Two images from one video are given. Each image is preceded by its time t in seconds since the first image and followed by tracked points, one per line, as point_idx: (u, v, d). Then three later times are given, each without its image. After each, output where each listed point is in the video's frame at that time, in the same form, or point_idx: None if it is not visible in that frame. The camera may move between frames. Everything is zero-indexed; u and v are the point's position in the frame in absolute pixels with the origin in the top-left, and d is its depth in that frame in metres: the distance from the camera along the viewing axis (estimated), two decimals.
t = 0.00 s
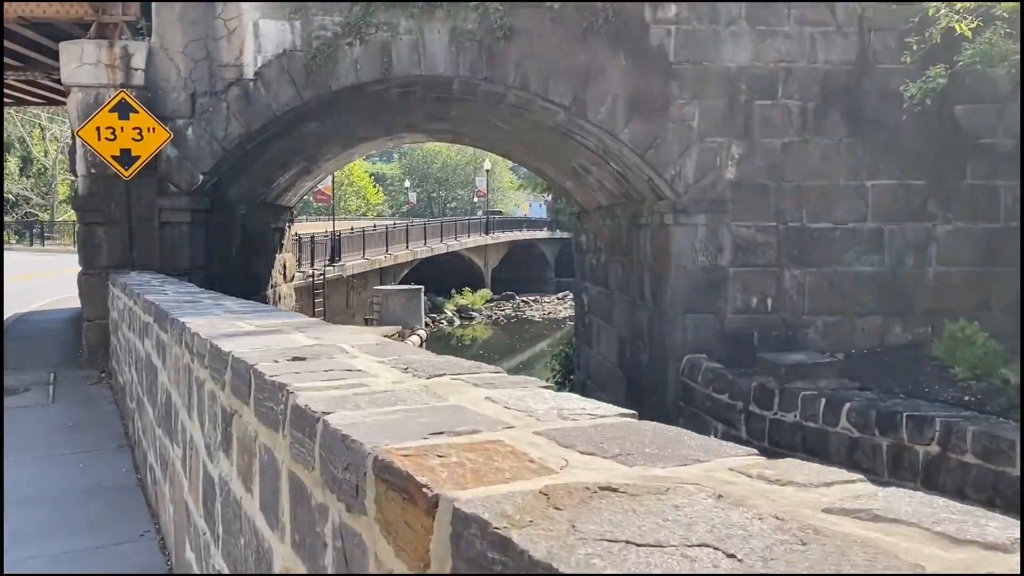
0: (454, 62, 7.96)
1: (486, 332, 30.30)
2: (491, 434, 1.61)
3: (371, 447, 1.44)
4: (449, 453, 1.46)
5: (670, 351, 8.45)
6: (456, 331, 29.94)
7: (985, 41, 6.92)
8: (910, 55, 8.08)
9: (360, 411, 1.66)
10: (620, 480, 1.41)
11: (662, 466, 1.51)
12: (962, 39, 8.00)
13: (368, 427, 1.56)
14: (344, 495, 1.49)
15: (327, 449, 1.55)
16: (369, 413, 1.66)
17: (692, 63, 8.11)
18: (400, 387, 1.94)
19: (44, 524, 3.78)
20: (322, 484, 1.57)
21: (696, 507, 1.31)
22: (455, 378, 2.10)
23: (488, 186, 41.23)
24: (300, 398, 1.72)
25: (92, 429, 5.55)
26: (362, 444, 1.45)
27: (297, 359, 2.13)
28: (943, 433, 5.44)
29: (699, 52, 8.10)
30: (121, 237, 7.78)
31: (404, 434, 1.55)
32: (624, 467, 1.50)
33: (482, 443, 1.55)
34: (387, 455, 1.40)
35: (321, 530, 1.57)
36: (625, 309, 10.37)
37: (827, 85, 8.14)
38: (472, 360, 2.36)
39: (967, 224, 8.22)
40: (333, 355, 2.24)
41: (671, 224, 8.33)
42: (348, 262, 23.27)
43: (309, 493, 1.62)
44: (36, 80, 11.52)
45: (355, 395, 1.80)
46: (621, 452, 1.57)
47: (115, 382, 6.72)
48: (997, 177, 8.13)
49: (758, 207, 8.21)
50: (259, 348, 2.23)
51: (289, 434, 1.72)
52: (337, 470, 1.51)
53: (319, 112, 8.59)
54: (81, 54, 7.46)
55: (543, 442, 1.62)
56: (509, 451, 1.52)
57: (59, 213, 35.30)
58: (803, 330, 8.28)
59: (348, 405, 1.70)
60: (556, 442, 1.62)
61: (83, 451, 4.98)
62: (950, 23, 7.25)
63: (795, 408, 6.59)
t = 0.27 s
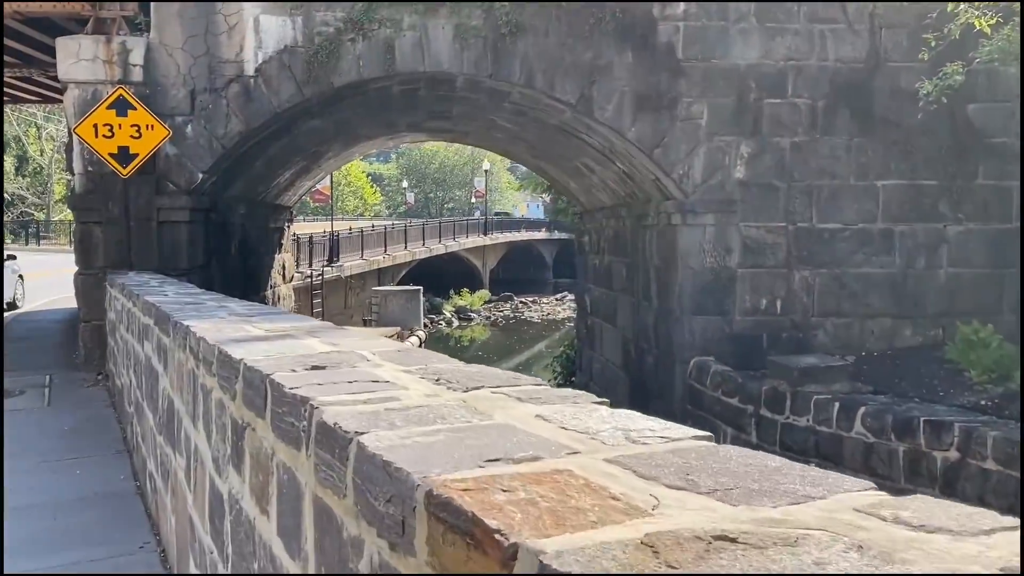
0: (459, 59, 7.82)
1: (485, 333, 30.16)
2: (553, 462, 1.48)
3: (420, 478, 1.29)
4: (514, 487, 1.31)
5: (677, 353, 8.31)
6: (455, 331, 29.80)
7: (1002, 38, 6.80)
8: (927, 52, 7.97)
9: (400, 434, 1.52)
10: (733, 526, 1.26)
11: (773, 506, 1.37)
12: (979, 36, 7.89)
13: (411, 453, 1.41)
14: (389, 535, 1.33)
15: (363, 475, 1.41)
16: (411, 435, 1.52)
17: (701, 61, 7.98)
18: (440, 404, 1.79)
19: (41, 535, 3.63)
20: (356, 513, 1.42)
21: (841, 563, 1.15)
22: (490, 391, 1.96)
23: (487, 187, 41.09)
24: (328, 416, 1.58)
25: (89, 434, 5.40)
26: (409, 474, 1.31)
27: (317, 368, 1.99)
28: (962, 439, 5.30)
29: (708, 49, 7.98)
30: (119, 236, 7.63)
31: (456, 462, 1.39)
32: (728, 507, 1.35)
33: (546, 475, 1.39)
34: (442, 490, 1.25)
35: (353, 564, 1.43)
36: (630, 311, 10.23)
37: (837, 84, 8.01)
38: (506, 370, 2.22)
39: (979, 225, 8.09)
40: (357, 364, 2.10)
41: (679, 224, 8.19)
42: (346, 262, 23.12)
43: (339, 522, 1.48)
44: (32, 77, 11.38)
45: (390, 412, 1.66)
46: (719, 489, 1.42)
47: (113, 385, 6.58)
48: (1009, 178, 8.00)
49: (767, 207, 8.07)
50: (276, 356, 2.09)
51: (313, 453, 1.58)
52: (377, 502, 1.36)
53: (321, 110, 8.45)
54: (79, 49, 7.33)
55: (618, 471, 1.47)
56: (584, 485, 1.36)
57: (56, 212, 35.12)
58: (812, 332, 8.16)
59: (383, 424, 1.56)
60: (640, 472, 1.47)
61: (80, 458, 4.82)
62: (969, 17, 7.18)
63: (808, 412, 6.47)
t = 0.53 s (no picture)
0: (463, 55, 7.69)
1: (482, 333, 30.03)
2: (651, 488, 1.24)
3: (493, 508, 1.09)
4: (613, 523, 1.08)
5: (683, 354, 8.18)
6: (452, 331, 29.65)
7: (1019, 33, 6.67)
8: (945, 47, 7.76)
9: (451, 449, 1.34)
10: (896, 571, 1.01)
11: (937, 548, 1.11)
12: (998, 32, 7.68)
13: (473, 475, 1.23)
14: (453, 575, 1.14)
15: (413, 501, 1.23)
16: (466, 452, 1.33)
17: (709, 57, 7.85)
18: (484, 413, 1.62)
19: (35, 543, 3.47)
20: (405, 543, 1.25)
21: None
22: (533, 397, 1.82)
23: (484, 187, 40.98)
24: (363, 427, 1.42)
25: (85, 437, 5.25)
26: (476, 503, 1.11)
27: (342, 374, 1.84)
28: (981, 442, 5.15)
29: (716, 46, 7.85)
30: (116, 234, 7.48)
31: (532, 489, 1.18)
32: (879, 546, 1.10)
33: (640, 504, 1.17)
34: (531, 529, 1.02)
35: None
36: (634, 311, 10.10)
37: (847, 81, 7.88)
38: (549, 376, 2.07)
39: (990, 225, 7.96)
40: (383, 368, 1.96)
41: (686, 223, 8.06)
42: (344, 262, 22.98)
43: (378, 549, 1.32)
44: (28, 73, 11.23)
45: (433, 424, 1.50)
46: (859, 523, 1.17)
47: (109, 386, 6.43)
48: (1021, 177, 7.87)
49: (776, 206, 7.93)
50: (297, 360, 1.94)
51: (348, 470, 1.43)
52: (435, 531, 1.16)
53: (321, 106, 8.30)
54: (76, 43, 7.18)
55: (725, 499, 1.24)
56: (695, 520, 1.12)
57: (51, 211, 34.95)
58: (821, 333, 8.02)
59: (430, 439, 1.39)
60: (756, 502, 1.22)
61: (77, 462, 4.67)
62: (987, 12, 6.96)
63: (820, 414, 6.32)
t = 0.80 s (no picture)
0: (466, 52, 7.55)
1: (479, 334, 29.90)
2: (764, 538, 1.08)
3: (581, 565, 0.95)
4: None
5: (688, 357, 8.06)
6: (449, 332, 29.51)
7: None
8: (962, 44, 7.68)
9: (511, 485, 1.20)
10: None
11: None
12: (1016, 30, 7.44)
13: (546, 518, 1.09)
14: None
15: (469, 543, 1.10)
16: (528, 488, 1.19)
17: (716, 55, 7.74)
18: (541, 438, 1.47)
19: (28, 553, 3.33)
20: None
21: None
22: (581, 414, 1.70)
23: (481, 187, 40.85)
24: (402, 453, 1.29)
25: (80, 441, 5.10)
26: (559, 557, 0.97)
27: (367, 387, 1.72)
28: (998, 449, 5.03)
29: (723, 43, 7.74)
30: (112, 233, 7.33)
31: (623, 540, 1.03)
32: None
33: (760, 562, 1.01)
34: None
35: None
36: (637, 313, 9.98)
37: (855, 80, 7.78)
38: (599, 392, 1.93)
39: (1000, 226, 7.86)
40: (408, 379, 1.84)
41: (692, 224, 7.93)
42: (341, 262, 22.82)
43: None
44: (22, 70, 11.06)
45: (481, 449, 1.36)
46: None
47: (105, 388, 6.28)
48: None
49: (783, 206, 7.82)
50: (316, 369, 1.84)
51: (383, 501, 1.30)
52: None
53: (322, 104, 8.17)
54: (71, 38, 7.00)
55: (856, 553, 1.08)
56: None
57: (45, 210, 34.71)
58: (829, 336, 7.91)
59: (484, 470, 1.25)
60: (895, 560, 1.06)
61: (72, 468, 4.53)
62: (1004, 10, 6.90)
63: (831, 419, 6.21)
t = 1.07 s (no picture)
0: (469, 49, 7.42)
1: (477, 336, 29.76)
2: None
3: None
4: None
5: (694, 360, 7.93)
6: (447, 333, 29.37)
7: None
8: (978, 42, 7.55)
9: (578, 530, 1.07)
10: None
11: None
12: None
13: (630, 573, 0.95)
14: None
15: None
16: (599, 535, 1.06)
17: (723, 53, 7.61)
18: (601, 467, 1.34)
19: (18, 566, 3.19)
20: None
21: None
22: (640, 437, 1.56)
23: (479, 188, 40.73)
24: (443, 488, 1.17)
25: (74, 447, 4.97)
26: None
27: (387, 400, 1.60)
28: (1016, 456, 4.90)
29: (731, 42, 7.61)
30: (107, 232, 7.19)
31: None
32: None
33: None
34: None
35: None
36: (640, 315, 9.85)
37: (863, 79, 7.66)
38: (654, 411, 1.79)
39: (1010, 228, 7.74)
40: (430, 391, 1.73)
41: (698, 225, 7.80)
42: (338, 263, 22.67)
43: None
44: (16, 67, 10.91)
45: (534, 481, 1.23)
46: None
47: (100, 391, 6.15)
48: None
49: (790, 207, 7.71)
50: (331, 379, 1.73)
51: (417, 540, 1.19)
52: None
53: (322, 101, 8.04)
54: (66, 34, 6.87)
55: None
56: None
57: (40, 210, 34.47)
58: (836, 339, 7.79)
59: (543, 510, 1.12)
60: None
61: (65, 474, 4.39)
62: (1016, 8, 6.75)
63: (842, 424, 6.08)
